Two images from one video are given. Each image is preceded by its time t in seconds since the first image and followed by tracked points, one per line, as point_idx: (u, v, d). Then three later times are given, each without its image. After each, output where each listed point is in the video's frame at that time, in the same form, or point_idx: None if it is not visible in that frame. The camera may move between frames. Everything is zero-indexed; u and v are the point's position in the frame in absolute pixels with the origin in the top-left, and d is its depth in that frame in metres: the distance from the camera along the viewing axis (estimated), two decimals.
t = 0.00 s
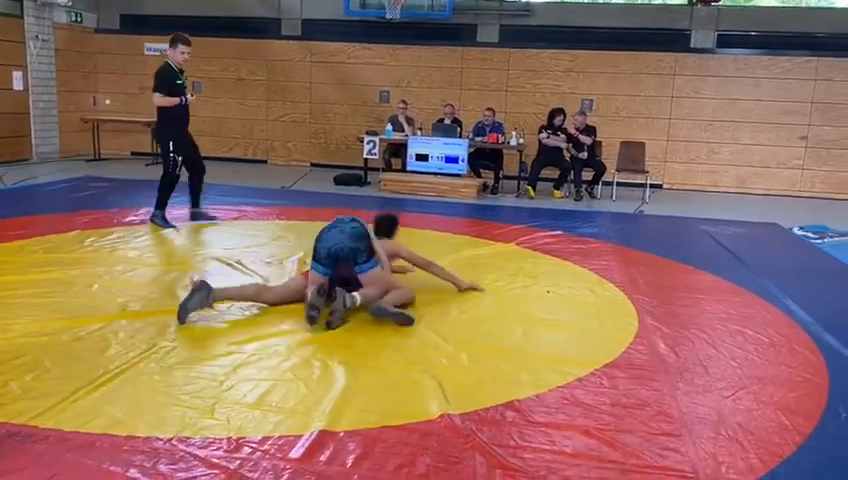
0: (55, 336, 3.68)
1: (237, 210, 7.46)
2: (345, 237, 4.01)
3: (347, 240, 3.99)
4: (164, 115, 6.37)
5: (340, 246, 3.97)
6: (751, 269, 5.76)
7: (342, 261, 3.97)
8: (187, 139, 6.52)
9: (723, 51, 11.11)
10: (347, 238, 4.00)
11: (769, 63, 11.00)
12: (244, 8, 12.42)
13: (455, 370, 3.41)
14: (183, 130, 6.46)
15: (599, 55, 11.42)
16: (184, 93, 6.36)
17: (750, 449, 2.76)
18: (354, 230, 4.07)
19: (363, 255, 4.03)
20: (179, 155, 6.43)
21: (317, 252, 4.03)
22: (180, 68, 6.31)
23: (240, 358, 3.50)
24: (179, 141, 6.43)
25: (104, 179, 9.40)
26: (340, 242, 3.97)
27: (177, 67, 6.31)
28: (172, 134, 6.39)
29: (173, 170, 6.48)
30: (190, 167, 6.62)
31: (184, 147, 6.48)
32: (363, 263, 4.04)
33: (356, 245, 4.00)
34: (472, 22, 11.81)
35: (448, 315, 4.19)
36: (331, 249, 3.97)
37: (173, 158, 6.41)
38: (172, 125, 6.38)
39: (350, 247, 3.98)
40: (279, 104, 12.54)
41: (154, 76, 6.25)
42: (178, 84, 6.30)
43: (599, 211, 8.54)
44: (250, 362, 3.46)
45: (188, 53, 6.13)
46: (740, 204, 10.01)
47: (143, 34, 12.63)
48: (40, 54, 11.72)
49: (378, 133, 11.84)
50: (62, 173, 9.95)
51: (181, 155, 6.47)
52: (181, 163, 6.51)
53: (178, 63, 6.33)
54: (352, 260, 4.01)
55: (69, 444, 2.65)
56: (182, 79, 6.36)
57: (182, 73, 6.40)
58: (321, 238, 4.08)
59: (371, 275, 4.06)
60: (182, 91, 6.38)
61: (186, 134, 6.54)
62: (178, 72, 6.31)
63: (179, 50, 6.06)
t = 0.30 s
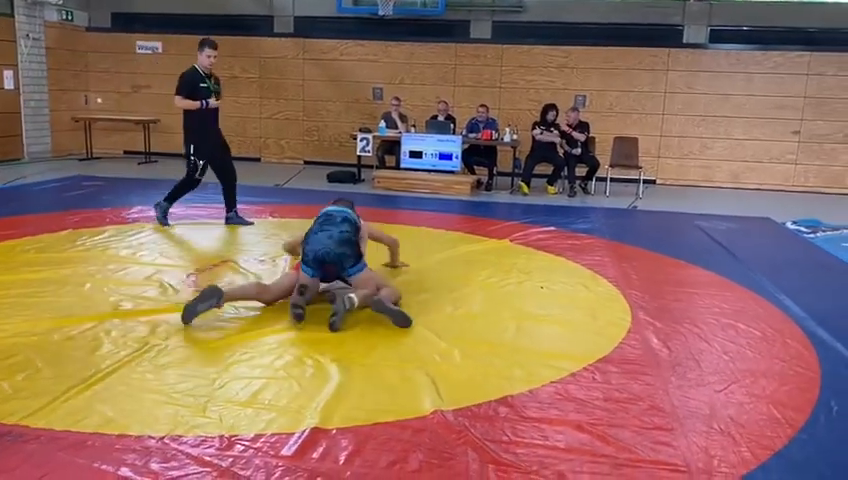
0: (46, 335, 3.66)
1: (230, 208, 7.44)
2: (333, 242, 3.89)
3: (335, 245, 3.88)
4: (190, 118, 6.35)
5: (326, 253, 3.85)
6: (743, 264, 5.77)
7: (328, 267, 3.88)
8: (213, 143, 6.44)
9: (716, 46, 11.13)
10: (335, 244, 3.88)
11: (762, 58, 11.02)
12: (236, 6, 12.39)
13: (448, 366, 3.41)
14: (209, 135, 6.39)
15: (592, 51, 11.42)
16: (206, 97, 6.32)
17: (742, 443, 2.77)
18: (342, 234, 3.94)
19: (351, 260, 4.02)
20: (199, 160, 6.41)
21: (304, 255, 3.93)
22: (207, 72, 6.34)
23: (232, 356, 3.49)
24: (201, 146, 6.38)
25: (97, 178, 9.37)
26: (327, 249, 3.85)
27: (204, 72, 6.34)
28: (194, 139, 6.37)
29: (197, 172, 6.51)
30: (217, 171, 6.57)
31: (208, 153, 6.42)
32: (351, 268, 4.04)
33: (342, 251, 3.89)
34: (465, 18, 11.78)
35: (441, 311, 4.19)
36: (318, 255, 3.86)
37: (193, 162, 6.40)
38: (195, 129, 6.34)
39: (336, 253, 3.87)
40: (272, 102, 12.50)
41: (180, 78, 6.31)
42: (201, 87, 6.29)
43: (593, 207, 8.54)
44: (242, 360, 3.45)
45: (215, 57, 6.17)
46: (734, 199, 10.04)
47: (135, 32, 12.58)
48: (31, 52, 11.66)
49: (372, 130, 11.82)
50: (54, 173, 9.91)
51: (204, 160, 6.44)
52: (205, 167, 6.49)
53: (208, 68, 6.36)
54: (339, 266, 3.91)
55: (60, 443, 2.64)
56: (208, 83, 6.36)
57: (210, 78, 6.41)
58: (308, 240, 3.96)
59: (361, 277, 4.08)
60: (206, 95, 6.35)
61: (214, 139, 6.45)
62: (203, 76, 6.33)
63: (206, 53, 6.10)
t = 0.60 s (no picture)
0: (41, 334, 3.65)
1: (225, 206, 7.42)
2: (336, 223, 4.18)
3: (340, 226, 4.17)
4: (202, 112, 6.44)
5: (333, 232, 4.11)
6: (739, 258, 5.78)
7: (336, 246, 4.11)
8: (221, 137, 6.48)
9: (710, 41, 11.14)
10: (340, 223, 4.16)
11: (756, 53, 11.03)
12: (230, 4, 12.35)
13: (444, 362, 3.41)
14: (216, 128, 6.44)
15: (587, 46, 11.42)
16: (216, 90, 6.30)
17: (738, 436, 2.77)
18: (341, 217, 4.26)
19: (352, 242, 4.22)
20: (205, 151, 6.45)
21: (309, 237, 4.13)
22: (222, 67, 6.29)
23: (228, 354, 3.48)
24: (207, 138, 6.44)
25: (92, 177, 9.34)
26: (334, 229, 4.12)
27: (219, 66, 6.30)
28: (201, 131, 6.45)
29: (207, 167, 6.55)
30: (225, 165, 6.58)
31: (214, 145, 6.46)
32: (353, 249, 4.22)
33: (346, 230, 4.19)
34: (460, 14, 11.80)
35: (437, 307, 4.19)
36: (325, 234, 4.10)
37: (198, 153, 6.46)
38: (202, 121, 6.43)
39: (343, 232, 4.16)
40: (267, 99, 12.48)
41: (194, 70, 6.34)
42: (212, 80, 6.29)
43: (588, 203, 8.55)
44: (239, 357, 3.45)
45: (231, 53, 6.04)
46: (728, 193, 10.07)
47: (129, 30, 12.54)
48: (24, 51, 11.62)
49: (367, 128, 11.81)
50: (48, 172, 9.88)
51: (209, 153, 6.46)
52: (213, 161, 6.51)
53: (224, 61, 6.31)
54: (343, 245, 4.16)
55: (56, 443, 2.63)
56: (222, 77, 6.33)
57: (226, 72, 6.36)
58: (310, 223, 4.17)
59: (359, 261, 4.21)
60: (217, 88, 6.32)
61: (224, 133, 6.49)
62: (216, 70, 6.30)
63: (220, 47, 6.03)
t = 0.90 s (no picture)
0: (41, 333, 3.66)
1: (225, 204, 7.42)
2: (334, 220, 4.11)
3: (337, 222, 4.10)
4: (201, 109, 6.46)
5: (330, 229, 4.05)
6: (738, 253, 5.79)
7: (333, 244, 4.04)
8: (218, 132, 6.48)
9: (708, 35, 11.14)
10: (337, 220, 4.09)
11: (754, 47, 11.03)
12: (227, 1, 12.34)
13: (444, 358, 3.42)
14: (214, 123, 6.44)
15: (584, 42, 11.41)
16: (213, 87, 6.29)
17: (738, 430, 2.78)
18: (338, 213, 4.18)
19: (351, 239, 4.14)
20: (200, 146, 6.45)
21: (307, 234, 4.06)
22: (222, 64, 6.28)
23: (229, 350, 3.49)
24: (203, 132, 6.43)
25: (90, 175, 9.34)
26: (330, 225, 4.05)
27: (218, 63, 6.29)
28: (198, 126, 6.46)
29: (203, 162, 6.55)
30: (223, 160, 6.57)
31: (210, 140, 6.46)
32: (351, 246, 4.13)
33: (345, 227, 4.11)
34: (457, 10, 11.80)
35: (437, 304, 4.20)
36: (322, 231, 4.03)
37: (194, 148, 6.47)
38: (199, 116, 6.44)
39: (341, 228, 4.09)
40: (265, 97, 12.47)
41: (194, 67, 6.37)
42: (210, 78, 6.30)
43: (587, 198, 8.54)
44: (239, 354, 3.45)
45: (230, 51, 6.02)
46: (727, 188, 10.08)
47: (126, 28, 12.53)
48: (21, 50, 11.60)
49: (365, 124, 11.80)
50: (46, 171, 9.87)
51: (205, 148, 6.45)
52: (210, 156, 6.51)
53: (224, 59, 6.30)
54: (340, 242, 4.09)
55: (57, 441, 2.64)
56: (220, 75, 6.32)
57: (225, 70, 6.35)
58: (307, 221, 4.10)
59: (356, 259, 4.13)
60: (215, 85, 6.32)
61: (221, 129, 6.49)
62: (216, 67, 6.29)
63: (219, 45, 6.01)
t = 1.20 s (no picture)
0: (43, 332, 3.66)
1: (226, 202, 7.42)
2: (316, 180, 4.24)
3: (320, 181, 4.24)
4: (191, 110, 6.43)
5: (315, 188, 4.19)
6: (739, 249, 5.79)
7: (318, 204, 4.19)
8: (209, 133, 6.46)
9: (708, 31, 11.12)
10: (317, 181, 4.23)
11: (755, 43, 11.01)
12: None
13: (445, 355, 3.42)
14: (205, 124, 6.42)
15: (585, 38, 11.39)
16: (198, 87, 6.29)
17: (739, 426, 2.78)
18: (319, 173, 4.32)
19: (333, 197, 4.29)
20: (191, 147, 6.39)
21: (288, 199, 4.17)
22: (205, 63, 6.29)
23: (230, 348, 3.49)
24: (194, 133, 6.39)
25: (91, 174, 9.35)
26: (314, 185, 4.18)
27: (201, 62, 6.30)
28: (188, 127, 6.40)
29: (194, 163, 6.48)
30: (213, 161, 6.53)
31: (201, 141, 6.41)
32: (335, 205, 4.30)
33: (327, 186, 4.25)
34: (457, 7, 11.78)
35: (438, 301, 4.20)
36: (304, 193, 4.15)
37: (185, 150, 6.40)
38: (189, 117, 6.39)
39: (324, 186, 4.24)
40: (265, 95, 12.47)
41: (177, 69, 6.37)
42: (195, 77, 6.30)
43: (588, 195, 8.54)
44: (241, 352, 3.45)
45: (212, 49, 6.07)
46: (728, 184, 10.07)
47: (126, 27, 12.52)
48: (21, 49, 11.60)
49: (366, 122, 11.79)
50: (48, 169, 9.87)
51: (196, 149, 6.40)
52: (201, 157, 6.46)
53: (207, 58, 6.31)
54: (324, 202, 4.25)
55: (59, 439, 2.64)
56: (204, 74, 6.33)
57: (209, 68, 6.35)
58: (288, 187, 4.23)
59: (344, 215, 4.30)
60: (200, 85, 6.32)
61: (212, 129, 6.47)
62: (199, 66, 6.30)
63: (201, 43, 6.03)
